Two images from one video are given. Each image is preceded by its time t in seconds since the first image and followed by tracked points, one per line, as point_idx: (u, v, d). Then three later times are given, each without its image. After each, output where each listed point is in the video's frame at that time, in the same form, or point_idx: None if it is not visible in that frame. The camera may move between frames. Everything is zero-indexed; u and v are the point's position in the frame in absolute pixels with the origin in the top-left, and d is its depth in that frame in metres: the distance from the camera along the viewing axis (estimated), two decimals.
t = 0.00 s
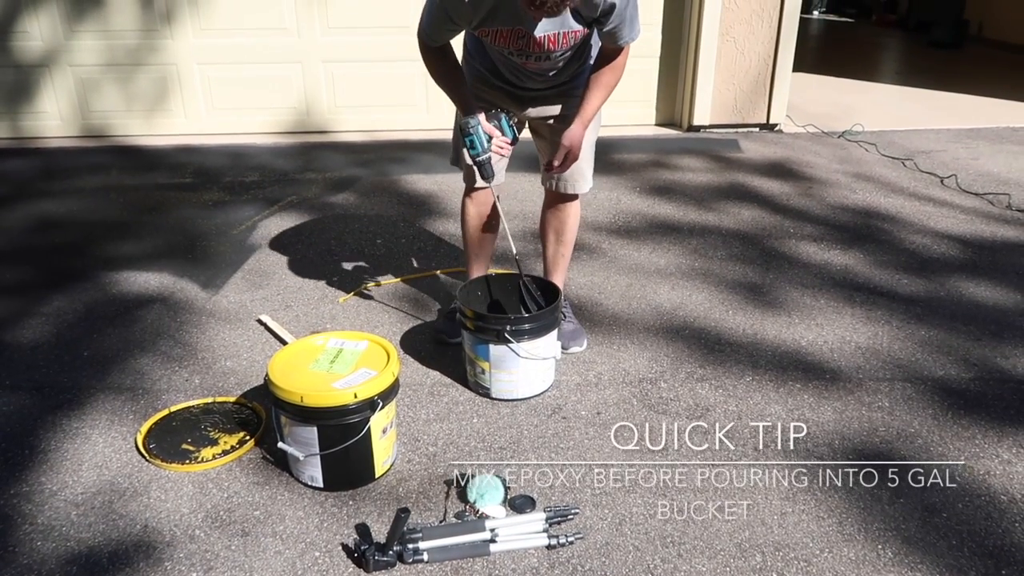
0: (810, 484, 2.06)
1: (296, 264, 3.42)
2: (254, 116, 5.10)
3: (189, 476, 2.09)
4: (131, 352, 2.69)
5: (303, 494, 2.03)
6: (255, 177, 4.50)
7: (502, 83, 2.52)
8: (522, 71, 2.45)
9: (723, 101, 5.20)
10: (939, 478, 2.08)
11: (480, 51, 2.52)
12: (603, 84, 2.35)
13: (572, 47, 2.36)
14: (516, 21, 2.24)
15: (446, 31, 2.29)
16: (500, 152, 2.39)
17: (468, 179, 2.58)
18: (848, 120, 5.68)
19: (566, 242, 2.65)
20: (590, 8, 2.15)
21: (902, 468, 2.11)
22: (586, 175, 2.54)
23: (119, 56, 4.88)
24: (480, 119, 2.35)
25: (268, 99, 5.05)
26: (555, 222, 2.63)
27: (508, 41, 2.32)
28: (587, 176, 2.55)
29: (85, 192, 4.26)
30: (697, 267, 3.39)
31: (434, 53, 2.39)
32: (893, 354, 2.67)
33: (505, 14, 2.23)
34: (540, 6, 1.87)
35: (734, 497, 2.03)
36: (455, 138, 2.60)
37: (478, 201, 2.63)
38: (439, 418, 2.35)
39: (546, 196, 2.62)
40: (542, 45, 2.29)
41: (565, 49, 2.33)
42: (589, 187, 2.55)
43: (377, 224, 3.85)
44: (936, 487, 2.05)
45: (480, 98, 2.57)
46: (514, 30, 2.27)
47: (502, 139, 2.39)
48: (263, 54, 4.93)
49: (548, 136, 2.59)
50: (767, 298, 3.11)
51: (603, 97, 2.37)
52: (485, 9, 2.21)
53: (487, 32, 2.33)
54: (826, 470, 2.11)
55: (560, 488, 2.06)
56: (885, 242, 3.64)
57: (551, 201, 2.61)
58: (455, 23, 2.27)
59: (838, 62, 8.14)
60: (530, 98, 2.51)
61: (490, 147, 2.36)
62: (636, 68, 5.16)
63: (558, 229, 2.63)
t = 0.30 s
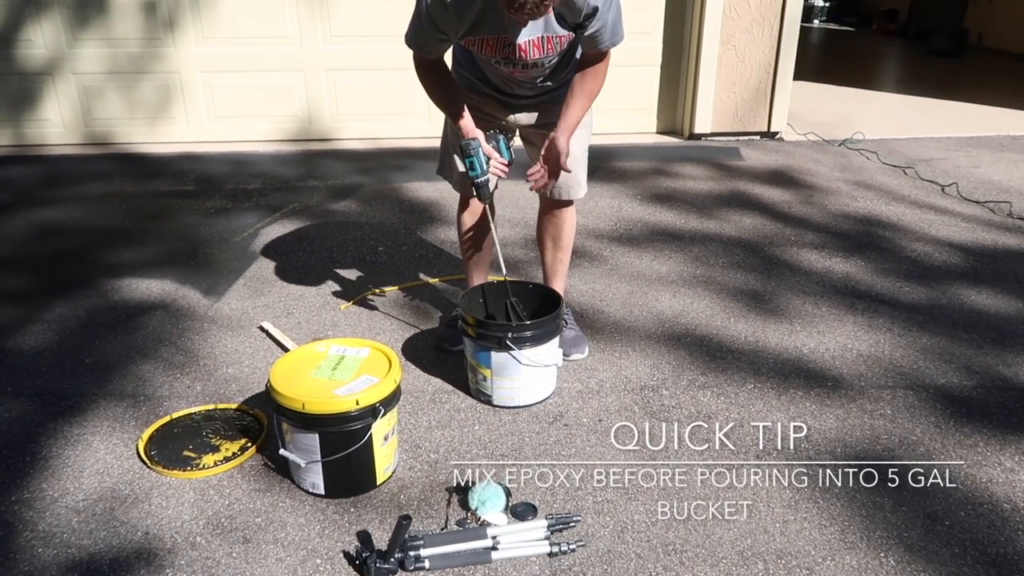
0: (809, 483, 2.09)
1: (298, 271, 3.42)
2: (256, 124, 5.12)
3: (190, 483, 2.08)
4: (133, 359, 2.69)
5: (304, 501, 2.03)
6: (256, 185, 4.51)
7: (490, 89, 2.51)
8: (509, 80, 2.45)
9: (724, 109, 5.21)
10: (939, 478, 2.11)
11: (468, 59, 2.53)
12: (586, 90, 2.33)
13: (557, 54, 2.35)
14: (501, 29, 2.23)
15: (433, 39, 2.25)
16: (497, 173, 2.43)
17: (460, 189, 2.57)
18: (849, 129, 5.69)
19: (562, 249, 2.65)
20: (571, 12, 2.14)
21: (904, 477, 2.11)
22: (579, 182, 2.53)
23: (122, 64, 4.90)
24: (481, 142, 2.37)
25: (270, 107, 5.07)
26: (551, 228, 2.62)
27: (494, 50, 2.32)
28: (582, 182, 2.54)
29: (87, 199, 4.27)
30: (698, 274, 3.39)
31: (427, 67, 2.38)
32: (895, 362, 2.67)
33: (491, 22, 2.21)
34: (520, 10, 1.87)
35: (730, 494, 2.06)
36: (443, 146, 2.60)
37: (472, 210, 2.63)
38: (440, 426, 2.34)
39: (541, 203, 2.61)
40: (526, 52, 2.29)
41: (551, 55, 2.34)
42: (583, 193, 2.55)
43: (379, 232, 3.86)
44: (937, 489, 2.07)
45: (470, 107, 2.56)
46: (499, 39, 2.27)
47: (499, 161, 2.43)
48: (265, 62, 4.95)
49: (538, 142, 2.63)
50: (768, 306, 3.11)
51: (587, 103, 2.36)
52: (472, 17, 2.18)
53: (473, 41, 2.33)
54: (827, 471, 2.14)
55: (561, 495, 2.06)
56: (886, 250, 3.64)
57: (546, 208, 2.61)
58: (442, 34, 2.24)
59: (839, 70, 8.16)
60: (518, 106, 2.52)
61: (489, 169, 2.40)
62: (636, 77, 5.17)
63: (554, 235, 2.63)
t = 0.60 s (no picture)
0: (810, 483, 2.11)
1: (300, 274, 3.42)
2: (258, 127, 5.13)
3: (192, 486, 2.09)
4: (135, 362, 2.70)
5: (306, 504, 2.03)
6: (258, 188, 4.51)
7: (488, 94, 2.53)
8: (506, 83, 2.45)
9: (725, 113, 5.22)
10: (939, 478, 2.12)
11: (468, 64, 2.54)
12: (586, 93, 2.35)
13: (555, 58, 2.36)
14: (495, 34, 2.24)
15: (431, 45, 2.26)
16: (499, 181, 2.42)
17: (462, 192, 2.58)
18: (850, 132, 5.69)
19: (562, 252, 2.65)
20: (565, 16, 2.18)
21: (906, 481, 2.11)
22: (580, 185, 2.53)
23: (125, 68, 4.91)
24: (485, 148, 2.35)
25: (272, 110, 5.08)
26: (552, 231, 2.62)
27: (490, 54, 2.32)
28: (583, 186, 2.54)
29: (90, 202, 4.28)
30: (699, 278, 3.39)
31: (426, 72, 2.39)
32: (897, 365, 2.67)
33: (485, 26, 2.22)
34: (510, 15, 1.91)
35: (732, 495, 2.07)
36: (444, 149, 2.60)
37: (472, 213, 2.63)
38: (441, 428, 2.34)
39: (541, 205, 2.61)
40: (522, 56, 2.29)
41: (546, 59, 2.33)
42: (583, 196, 2.54)
43: (380, 235, 3.87)
44: (936, 487, 2.09)
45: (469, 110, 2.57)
46: (495, 43, 2.27)
47: (500, 169, 2.42)
48: (267, 66, 4.96)
49: (537, 146, 2.62)
50: (770, 309, 3.11)
51: (587, 107, 2.37)
52: (467, 22, 2.20)
53: (469, 47, 2.33)
54: (827, 470, 2.15)
55: (563, 498, 2.06)
56: (887, 253, 3.64)
57: (546, 210, 2.61)
58: (440, 38, 2.25)
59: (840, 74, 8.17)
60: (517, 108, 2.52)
61: (492, 177, 2.38)
62: (637, 80, 5.18)
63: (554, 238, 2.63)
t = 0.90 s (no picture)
0: (810, 483, 2.12)
1: (301, 277, 3.43)
2: (260, 129, 5.14)
3: (193, 488, 2.09)
4: (136, 364, 2.70)
5: (306, 507, 2.03)
6: (259, 190, 4.52)
7: (490, 96, 2.50)
8: (508, 89, 2.45)
9: (725, 115, 5.22)
10: (939, 478, 2.13)
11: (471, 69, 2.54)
12: (573, 95, 2.34)
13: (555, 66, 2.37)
14: (496, 41, 2.25)
15: (439, 52, 2.30)
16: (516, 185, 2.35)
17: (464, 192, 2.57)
18: (851, 135, 5.70)
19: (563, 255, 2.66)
20: (563, 22, 2.20)
21: (907, 483, 2.11)
22: (580, 189, 2.53)
23: (126, 71, 4.92)
24: (505, 159, 2.30)
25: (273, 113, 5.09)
26: (553, 234, 2.63)
27: (491, 60, 2.33)
28: (583, 189, 2.54)
29: (91, 205, 4.28)
30: (700, 280, 3.40)
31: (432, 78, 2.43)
32: (897, 368, 2.67)
33: (485, 32, 2.23)
34: (505, 21, 1.91)
35: (732, 497, 2.07)
36: (448, 150, 2.60)
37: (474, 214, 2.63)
38: (442, 431, 2.35)
39: (542, 208, 2.62)
40: (523, 63, 2.28)
41: (546, 67, 2.33)
42: (583, 200, 2.55)
43: (381, 238, 3.87)
44: (935, 487, 2.10)
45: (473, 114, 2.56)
46: (496, 49, 2.28)
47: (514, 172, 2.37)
48: (268, 69, 4.97)
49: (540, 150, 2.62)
50: (771, 312, 3.11)
51: (573, 108, 2.33)
52: (467, 28, 2.22)
53: (470, 53, 2.33)
54: (826, 470, 2.16)
55: (563, 501, 2.06)
56: (887, 256, 3.64)
57: (547, 213, 2.61)
58: (446, 44, 2.29)
59: (841, 77, 8.18)
60: (520, 112, 2.52)
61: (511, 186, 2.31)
62: (637, 83, 5.19)
63: (556, 240, 2.63)
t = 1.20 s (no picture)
0: (809, 482, 2.14)
1: (301, 282, 3.44)
2: (261, 134, 5.15)
3: (194, 494, 2.09)
4: (138, 370, 2.70)
5: (307, 512, 2.03)
6: (260, 195, 4.53)
7: (496, 101, 2.52)
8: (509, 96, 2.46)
9: (725, 120, 5.23)
10: (939, 478, 2.15)
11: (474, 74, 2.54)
12: (558, 110, 2.32)
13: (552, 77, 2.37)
14: (496, 50, 2.26)
15: (444, 61, 2.32)
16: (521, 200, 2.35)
17: (466, 198, 2.58)
18: (851, 140, 5.71)
19: (564, 260, 2.66)
20: (560, 31, 2.20)
21: (908, 488, 2.11)
22: (581, 195, 2.54)
23: (128, 76, 4.93)
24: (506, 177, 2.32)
25: (275, 118, 5.10)
26: (554, 239, 2.63)
27: (491, 69, 2.33)
28: (584, 194, 2.55)
29: (93, 210, 4.29)
30: (700, 285, 3.40)
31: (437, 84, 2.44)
32: (898, 373, 2.67)
33: (485, 42, 2.24)
34: (500, 28, 1.91)
35: (732, 503, 2.07)
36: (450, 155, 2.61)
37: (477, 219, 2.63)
38: (442, 436, 2.35)
39: (543, 213, 2.62)
40: (523, 72, 2.29)
41: (543, 75, 2.33)
42: (585, 206, 2.55)
43: (382, 243, 3.88)
44: (936, 490, 2.11)
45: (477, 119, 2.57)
46: (497, 58, 2.29)
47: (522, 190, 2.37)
48: (270, 74, 4.98)
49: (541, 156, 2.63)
50: (771, 317, 3.11)
51: (555, 123, 2.31)
52: (467, 38, 2.22)
53: (472, 62, 2.34)
54: (826, 469, 2.18)
55: (564, 506, 2.06)
56: (887, 261, 3.65)
57: (548, 218, 2.61)
58: (449, 52, 2.30)
59: (841, 82, 8.19)
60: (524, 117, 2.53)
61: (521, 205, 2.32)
62: (637, 89, 5.20)
63: (558, 245, 2.64)
